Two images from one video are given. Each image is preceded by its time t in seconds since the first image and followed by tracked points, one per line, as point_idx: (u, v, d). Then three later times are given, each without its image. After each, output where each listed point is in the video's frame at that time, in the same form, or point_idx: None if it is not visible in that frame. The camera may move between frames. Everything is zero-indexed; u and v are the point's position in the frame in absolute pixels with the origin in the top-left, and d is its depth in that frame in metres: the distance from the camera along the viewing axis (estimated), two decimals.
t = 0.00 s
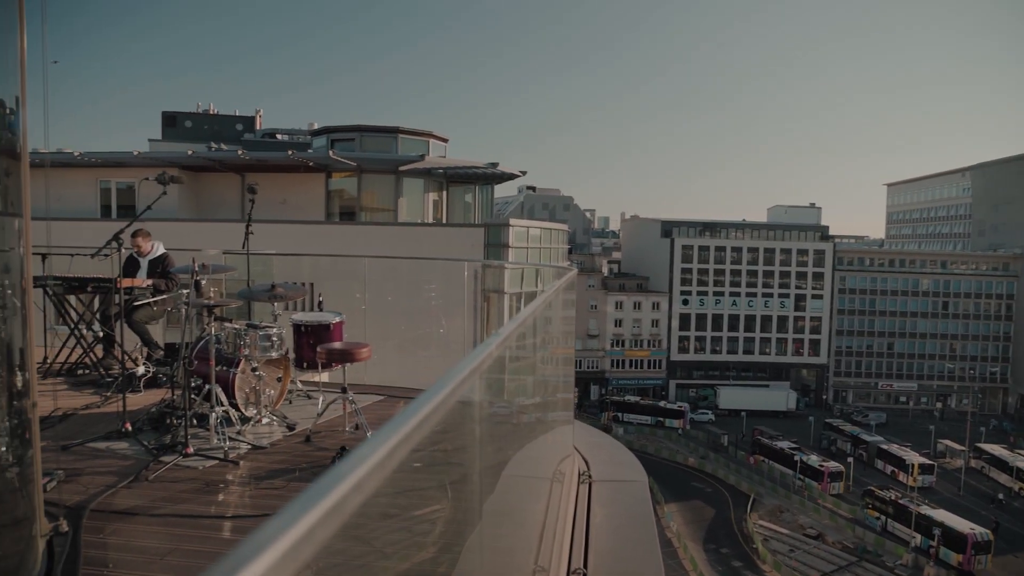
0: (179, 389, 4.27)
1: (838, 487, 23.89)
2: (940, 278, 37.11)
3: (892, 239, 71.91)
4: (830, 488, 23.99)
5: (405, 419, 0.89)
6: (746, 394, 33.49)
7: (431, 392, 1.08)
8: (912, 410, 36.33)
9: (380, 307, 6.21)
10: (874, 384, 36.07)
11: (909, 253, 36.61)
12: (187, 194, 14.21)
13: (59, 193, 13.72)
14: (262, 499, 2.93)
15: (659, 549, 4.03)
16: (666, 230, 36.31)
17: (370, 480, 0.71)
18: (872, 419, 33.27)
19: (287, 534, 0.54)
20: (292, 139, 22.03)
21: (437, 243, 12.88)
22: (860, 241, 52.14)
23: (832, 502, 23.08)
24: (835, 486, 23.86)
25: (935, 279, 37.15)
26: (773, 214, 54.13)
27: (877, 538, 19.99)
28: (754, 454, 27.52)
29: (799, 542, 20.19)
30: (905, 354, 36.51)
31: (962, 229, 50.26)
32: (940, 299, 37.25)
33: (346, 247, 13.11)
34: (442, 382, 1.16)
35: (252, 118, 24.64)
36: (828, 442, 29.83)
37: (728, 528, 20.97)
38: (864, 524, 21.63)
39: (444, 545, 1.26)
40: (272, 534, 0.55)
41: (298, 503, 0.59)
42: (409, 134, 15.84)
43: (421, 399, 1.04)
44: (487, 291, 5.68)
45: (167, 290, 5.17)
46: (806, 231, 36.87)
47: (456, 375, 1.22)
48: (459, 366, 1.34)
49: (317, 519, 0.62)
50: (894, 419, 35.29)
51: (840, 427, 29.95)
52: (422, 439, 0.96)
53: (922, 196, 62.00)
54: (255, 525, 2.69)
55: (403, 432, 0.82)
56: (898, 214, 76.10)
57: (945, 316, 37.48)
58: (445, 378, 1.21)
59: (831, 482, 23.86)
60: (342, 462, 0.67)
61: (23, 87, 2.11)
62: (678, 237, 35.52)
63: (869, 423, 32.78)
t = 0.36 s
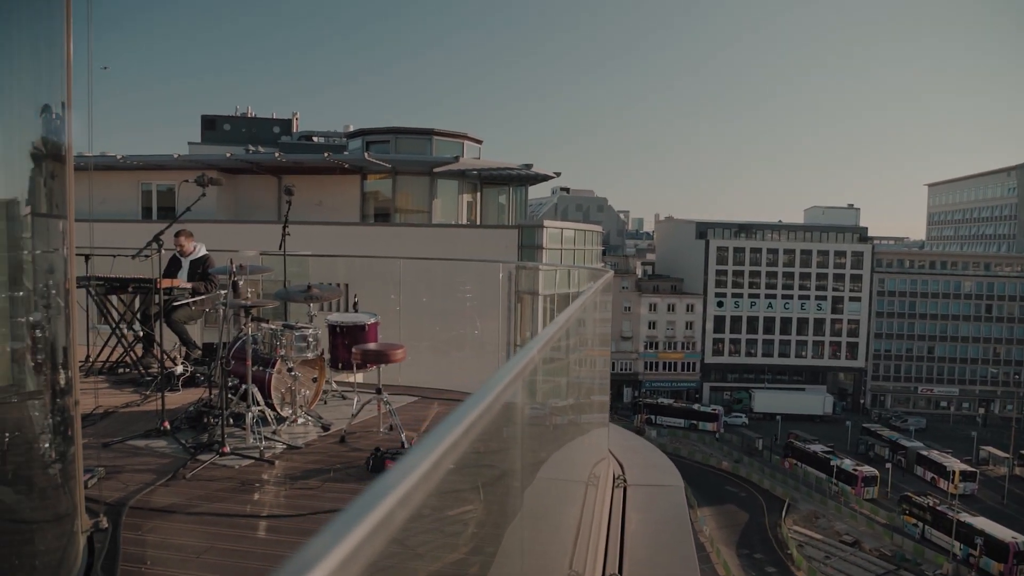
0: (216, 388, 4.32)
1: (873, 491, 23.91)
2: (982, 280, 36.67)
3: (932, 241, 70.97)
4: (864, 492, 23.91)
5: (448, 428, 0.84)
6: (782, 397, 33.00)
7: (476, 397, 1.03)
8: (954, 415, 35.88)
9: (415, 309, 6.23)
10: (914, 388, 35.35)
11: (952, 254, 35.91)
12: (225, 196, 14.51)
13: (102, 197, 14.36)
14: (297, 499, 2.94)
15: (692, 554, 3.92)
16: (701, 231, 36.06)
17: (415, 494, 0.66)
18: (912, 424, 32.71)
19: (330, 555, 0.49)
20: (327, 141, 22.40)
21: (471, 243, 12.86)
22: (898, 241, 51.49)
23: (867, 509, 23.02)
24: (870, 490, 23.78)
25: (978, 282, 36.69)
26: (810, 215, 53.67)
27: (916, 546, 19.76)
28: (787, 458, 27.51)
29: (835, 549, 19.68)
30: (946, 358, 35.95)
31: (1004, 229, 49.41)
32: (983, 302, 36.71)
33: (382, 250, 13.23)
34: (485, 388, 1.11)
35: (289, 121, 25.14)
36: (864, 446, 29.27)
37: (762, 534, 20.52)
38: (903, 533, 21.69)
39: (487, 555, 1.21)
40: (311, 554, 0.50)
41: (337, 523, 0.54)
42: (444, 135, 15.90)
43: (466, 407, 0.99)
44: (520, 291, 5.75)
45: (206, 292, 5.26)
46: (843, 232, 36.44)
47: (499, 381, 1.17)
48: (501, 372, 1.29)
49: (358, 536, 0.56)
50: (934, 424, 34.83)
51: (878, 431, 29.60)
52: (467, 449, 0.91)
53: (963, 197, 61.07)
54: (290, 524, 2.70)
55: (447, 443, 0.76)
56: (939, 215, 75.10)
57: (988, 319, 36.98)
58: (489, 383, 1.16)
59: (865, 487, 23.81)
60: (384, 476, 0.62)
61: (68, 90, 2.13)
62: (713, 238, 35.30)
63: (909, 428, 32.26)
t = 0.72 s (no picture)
0: (236, 389, 4.35)
1: (890, 495, 23.79)
2: (1006, 285, 36.57)
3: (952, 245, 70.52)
4: (881, 496, 23.84)
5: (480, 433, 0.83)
6: (803, 402, 32.63)
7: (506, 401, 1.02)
8: (977, 421, 35.62)
9: (435, 311, 6.20)
10: (936, 393, 35.10)
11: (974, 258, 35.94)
12: (246, 199, 14.65)
13: (126, 199, 14.58)
14: (316, 501, 2.93)
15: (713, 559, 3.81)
16: (720, 233, 35.63)
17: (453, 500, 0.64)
18: (935, 429, 32.28)
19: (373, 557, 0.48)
20: (346, 143, 22.52)
21: (491, 245, 12.87)
22: (919, 245, 51.11)
23: (889, 514, 22.77)
24: (887, 494, 23.70)
25: (1002, 286, 36.58)
26: (830, 218, 53.40)
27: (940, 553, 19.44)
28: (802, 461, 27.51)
29: (855, 556, 19.38)
30: (970, 363, 35.70)
31: None
32: (1007, 307, 36.47)
33: (400, 253, 13.24)
34: (515, 395, 1.09)
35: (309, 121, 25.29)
36: (886, 451, 29.01)
37: (781, 539, 20.20)
38: (925, 539, 21.16)
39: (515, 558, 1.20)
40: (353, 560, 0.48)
41: (380, 530, 0.53)
42: (464, 138, 15.95)
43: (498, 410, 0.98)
44: (540, 293, 5.79)
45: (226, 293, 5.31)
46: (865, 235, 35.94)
47: (529, 386, 1.16)
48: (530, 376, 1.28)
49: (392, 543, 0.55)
50: (957, 430, 34.55)
51: (899, 436, 29.45)
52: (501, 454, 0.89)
53: (984, 201, 60.68)
54: (310, 527, 2.69)
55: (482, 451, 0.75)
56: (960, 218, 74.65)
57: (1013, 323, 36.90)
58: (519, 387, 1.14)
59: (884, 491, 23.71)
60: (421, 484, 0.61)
61: (94, 94, 2.16)
62: (733, 241, 34.88)
63: (931, 433, 31.88)
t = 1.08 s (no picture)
0: (255, 388, 4.37)
1: (904, 499, 23.82)
2: None
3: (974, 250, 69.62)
4: (895, 500, 23.86)
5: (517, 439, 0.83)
6: (821, 406, 32.30)
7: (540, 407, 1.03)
8: (998, 428, 35.05)
9: (452, 312, 6.17)
10: (957, 399, 34.58)
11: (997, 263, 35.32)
12: (265, 198, 14.77)
13: (147, 198, 14.79)
14: (333, 501, 2.92)
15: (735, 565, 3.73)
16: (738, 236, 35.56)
17: (497, 506, 0.65)
18: (955, 435, 31.81)
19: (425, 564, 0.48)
20: (365, 143, 22.68)
21: (507, 245, 12.90)
22: (940, 249, 50.46)
23: (906, 520, 22.54)
24: (901, 498, 23.73)
25: None
26: (849, 221, 52.86)
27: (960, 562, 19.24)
28: (817, 463, 27.51)
29: (872, 562, 19.06)
30: (992, 369, 35.12)
31: None
32: None
33: (416, 253, 13.33)
34: (548, 402, 1.08)
35: (328, 122, 25.46)
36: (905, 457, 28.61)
37: (796, 544, 19.93)
38: (945, 547, 20.93)
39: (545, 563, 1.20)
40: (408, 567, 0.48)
41: (429, 535, 0.53)
42: (482, 138, 15.97)
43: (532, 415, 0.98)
44: (557, 294, 5.79)
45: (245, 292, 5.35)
46: (885, 239, 35.53)
47: (561, 390, 1.16)
48: (560, 382, 1.28)
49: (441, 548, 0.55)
50: (978, 437, 34.00)
51: (919, 442, 29.12)
52: (537, 459, 0.89)
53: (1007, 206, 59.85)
54: (327, 526, 2.68)
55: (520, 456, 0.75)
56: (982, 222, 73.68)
57: None
58: (552, 392, 1.14)
59: (897, 495, 23.76)
60: (467, 490, 0.61)
61: (117, 94, 2.17)
62: (751, 244, 34.81)
63: (952, 439, 31.42)
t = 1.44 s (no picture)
0: (271, 388, 4.38)
1: (918, 500, 23.58)
2: None
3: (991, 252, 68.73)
4: (908, 501, 23.62)
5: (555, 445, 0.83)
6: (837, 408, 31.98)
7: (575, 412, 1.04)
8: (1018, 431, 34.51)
9: (468, 313, 6.16)
10: (975, 402, 34.12)
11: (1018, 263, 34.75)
12: (280, 199, 14.84)
13: (164, 199, 14.93)
14: (350, 502, 2.91)
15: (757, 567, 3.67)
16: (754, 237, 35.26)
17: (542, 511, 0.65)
18: (973, 438, 31.36)
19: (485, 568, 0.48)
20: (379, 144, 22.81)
21: (522, 246, 12.90)
22: (958, 249, 49.79)
23: (923, 523, 22.36)
24: (914, 499, 23.50)
25: None
26: (867, 221, 52.22)
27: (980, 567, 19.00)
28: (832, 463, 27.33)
29: (889, 565, 18.81)
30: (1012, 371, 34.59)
31: None
32: None
33: (431, 254, 13.38)
34: (580, 410, 1.07)
35: (343, 123, 25.58)
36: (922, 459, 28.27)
37: (812, 547, 19.63)
38: (963, 551, 20.57)
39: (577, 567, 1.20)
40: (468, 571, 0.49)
41: (484, 540, 0.54)
42: (497, 139, 15.98)
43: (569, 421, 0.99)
44: (572, 295, 5.79)
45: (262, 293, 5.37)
46: (902, 239, 35.15)
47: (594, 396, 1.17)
48: (591, 388, 1.28)
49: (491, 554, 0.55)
50: (997, 440, 33.49)
51: (937, 445, 28.76)
52: (575, 464, 0.90)
53: None
54: (344, 528, 2.67)
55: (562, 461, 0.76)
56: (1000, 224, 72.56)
57: None
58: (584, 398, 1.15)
59: (910, 496, 23.52)
60: (513, 500, 0.61)
61: (136, 96, 2.17)
62: (766, 244, 34.52)
63: (970, 442, 30.98)
